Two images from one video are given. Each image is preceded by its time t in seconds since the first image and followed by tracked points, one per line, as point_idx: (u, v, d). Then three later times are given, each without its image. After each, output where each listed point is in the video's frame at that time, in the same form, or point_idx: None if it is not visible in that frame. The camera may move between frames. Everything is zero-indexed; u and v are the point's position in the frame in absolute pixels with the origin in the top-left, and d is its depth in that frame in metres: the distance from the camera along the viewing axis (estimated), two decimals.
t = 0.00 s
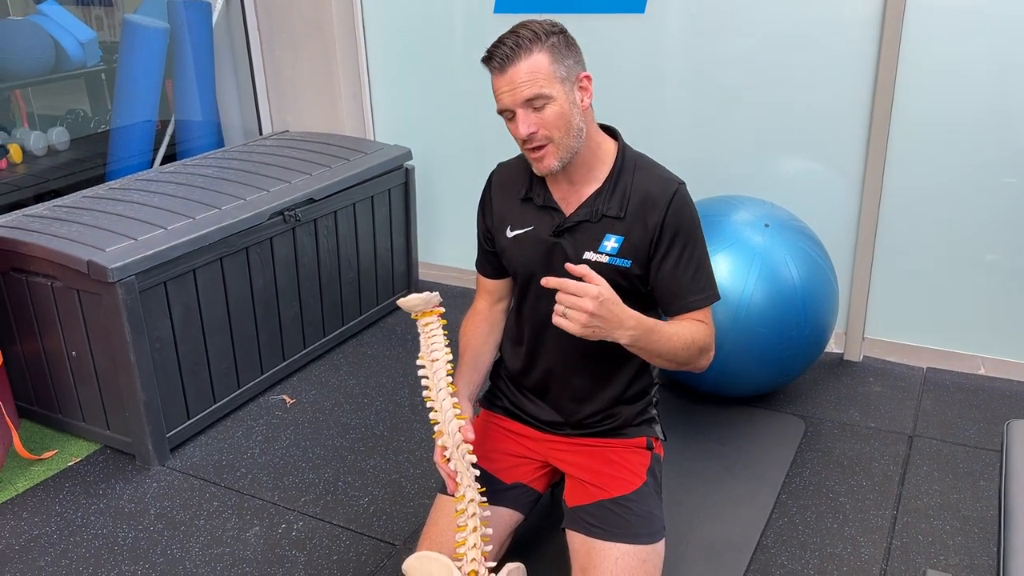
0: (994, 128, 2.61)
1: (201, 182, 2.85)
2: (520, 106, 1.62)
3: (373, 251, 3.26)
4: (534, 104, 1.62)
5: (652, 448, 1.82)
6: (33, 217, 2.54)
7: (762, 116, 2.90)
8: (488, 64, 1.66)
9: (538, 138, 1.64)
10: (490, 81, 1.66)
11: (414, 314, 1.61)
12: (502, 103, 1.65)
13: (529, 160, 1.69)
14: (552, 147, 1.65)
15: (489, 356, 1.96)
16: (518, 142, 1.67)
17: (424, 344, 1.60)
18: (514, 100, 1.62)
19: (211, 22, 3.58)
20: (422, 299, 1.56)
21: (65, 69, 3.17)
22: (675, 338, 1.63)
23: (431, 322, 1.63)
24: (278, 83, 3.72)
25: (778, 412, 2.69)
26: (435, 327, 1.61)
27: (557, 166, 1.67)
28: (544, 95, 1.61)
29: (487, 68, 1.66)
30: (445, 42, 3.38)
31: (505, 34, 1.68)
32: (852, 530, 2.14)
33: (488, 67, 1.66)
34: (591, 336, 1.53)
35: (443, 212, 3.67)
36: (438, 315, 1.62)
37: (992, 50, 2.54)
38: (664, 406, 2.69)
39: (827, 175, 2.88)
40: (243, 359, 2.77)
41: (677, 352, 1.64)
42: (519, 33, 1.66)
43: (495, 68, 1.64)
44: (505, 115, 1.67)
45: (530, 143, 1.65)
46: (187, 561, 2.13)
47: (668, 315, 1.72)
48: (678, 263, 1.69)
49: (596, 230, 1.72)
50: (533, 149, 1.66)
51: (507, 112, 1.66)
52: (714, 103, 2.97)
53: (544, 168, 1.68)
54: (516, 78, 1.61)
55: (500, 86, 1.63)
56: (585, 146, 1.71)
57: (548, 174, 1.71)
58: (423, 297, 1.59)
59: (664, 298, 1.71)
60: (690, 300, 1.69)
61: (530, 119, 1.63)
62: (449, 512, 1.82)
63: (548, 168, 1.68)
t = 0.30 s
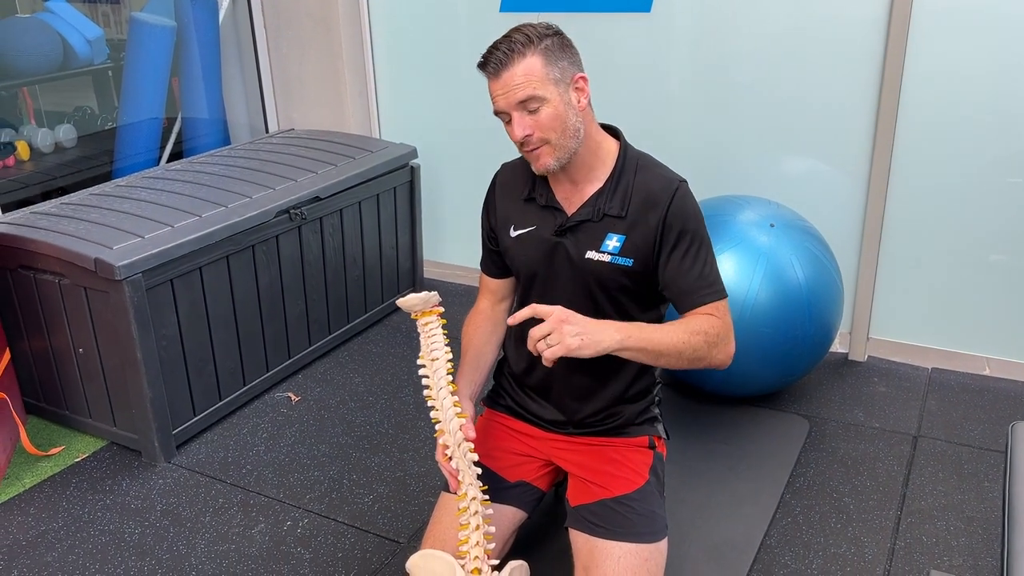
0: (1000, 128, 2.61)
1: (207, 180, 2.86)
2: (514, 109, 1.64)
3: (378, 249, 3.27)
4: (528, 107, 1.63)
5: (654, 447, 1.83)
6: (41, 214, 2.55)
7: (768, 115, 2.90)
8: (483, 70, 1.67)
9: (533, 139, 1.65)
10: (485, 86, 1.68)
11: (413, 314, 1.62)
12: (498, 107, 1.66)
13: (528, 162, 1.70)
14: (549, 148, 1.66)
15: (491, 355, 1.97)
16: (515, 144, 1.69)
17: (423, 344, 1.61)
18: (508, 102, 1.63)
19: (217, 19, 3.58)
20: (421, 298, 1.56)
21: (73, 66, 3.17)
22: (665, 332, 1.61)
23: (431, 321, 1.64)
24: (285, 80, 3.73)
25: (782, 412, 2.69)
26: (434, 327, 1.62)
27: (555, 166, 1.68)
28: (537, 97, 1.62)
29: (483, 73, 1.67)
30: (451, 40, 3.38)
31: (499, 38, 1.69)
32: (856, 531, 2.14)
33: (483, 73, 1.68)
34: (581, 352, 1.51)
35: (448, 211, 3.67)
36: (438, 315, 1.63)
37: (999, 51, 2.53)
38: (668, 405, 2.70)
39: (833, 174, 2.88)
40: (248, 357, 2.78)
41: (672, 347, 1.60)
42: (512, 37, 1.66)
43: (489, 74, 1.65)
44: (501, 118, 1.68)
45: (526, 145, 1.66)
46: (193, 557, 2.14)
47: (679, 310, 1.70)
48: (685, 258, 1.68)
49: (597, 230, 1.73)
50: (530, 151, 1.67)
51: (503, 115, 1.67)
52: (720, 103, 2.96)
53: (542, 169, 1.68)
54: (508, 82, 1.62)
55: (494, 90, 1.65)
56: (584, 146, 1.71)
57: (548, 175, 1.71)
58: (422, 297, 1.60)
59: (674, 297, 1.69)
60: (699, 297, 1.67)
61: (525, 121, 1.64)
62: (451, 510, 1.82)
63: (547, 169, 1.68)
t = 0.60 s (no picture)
0: (1002, 128, 2.60)
1: (207, 177, 2.86)
2: (519, 99, 1.63)
3: (378, 247, 3.26)
4: (533, 97, 1.63)
5: (653, 446, 1.83)
6: (40, 210, 2.55)
7: (769, 114, 2.90)
8: (488, 60, 1.67)
9: (537, 130, 1.64)
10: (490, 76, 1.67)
11: (413, 311, 1.62)
12: (502, 98, 1.66)
13: (529, 154, 1.69)
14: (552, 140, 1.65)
15: (490, 354, 1.96)
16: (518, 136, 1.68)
17: (423, 342, 1.61)
18: (513, 93, 1.63)
19: (218, 16, 3.58)
20: (421, 295, 1.56)
21: (74, 62, 3.17)
22: (663, 334, 1.60)
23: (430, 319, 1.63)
24: (285, 77, 3.73)
25: (781, 411, 2.69)
26: (434, 325, 1.62)
27: (560, 160, 1.67)
28: (543, 87, 1.62)
29: (487, 64, 1.67)
30: (452, 38, 3.38)
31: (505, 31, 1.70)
32: (854, 530, 2.14)
33: (488, 63, 1.67)
34: (574, 336, 1.53)
35: (448, 208, 3.67)
36: (438, 312, 1.63)
37: (1001, 51, 2.53)
38: (668, 404, 2.70)
39: (833, 174, 2.87)
40: (248, 354, 2.77)
41: (666, 352, 1.62)
42: (518, 29, 1.67)
43: (495, 63, 1.65)
44: (505, 109, 1.68)
45: (529, 135, 1.65)
46: (191, 554, 2.14)
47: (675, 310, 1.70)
48: (683, 257, 1.68)
49: (596, 228, 1.73)
50: (533, 142, 1.66)
51: (506, 106, 1.66)
52: (721, 102, 2.96)
53: (547, 163, 1.68)
54: (515, 71, 1.62)
55: (499, 80, 1.64)
56: (586, 143, 1.71)
57: (550, 169, 1.71)
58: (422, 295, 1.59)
59: (670, 296, 1.70)
60: (696, 296, 1.67)
61: (530, 112, 1.63)
62: (450, 507, 1.82)
63: (551, 163, 1.67)
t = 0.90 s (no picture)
0: (1000, 130, 2.60)
1: (205, 176, 2.85)
2: (526, 101, 1.63)
3: (376, 246, 3.26)
4: (540, 99, 1.62)
5: (651, 447, 1.83)
6: (37, 208, 2.55)
7: (767, 116, 2.90)
8: (494, 59, 1.66)
9: (542, 133, 1.63)
10: (497, 76, 1.66)
11: (413, 312, 1.62)
12: (508, 99, 1.65)
13: (532, 156, 1.68)
14: (556, 143, 1.65)
15: (488, 353, 1.96)
16: (522, 137, 1.67)
17: (423, 342, 1.61)
18: (521, 95, 1.62)
19: (217, 15, 3.57)
20: (421, 295, 1.56)
21: (72, 60, 3.18)
22: (658, 343, 1.62)
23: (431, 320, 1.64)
24: (283, 76, 3.73)
25: (778, 412, 2.69)
26: (434, 325, 1.62)
27: (562, 161, 1.67)
28: (550, 91, 1.62)
29: (494, 63, 1.66)
30: (451, 37, 3.38)
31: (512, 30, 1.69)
32: (851, 532, 2.14)
33: (496, 62, 1.66)
34: (575, 339, 1.53)
35: (446, 208, 3.67)
36: (438, 313, 1.63)
37: (999, 53, 2.53)
38: (665, 405, 2.70)
39: (831, 175, 2.88)
40: (245, 353, 2.77)
41: (658, 360, 1.65)
42: (526, 29, 1.66)
43: (503, 64, 1.64)
44: (510, 110, 1.67)
45: (534, 138, 1.64)
46: (187, 553, 2.14)
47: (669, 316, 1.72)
48: (681, 262, 1.69)
49: (596, 229, 1.72)
50: (537, 144, 1.66)
51: (512, 107, 1.66)
52: (719, 103, 2.96)
53: (548, 163, 1.67)
54: (523, 73, 1.61)
55: (507, 81, 1.64)
56: (588, 145, 1.71)
57: (551, 170, 1.70)
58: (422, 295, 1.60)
59: (667, 299, 1.70)
60: (691, 301, 1.68)
61: (536, 114, 1.63)
62: (448, 508, 1.82)
63: (552, 163, 1.67)
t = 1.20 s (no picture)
0: (994, 134, 2.61)
1: (201, 176, 2.85)
2: (525, 110, 1.63)
3: (372, 247, 3.26)
4: (539, 108, 1.63)
5: (647, 449, 1.83)
6: (33, 207, 2.54)
7: (763, 119, 2.91)
8: (495, 65, 1.66)
9: (541, 141, 1.64)
10: (497, 82, 1.66)
11: (412, 312, 1.61)
12: (507, 105, 1.65)
13: (530, 162, 1.69)
14: (554, 151, 1.65)
15: (486, 354, 1.97)
16: (520, 144, 1.67)
17: (422, 343, 1.61)
18: (520, 103, 1.62)
19: (214, 15, 3.57)
20: (421, 297, 1.56)
21: (68, 59, 3.17)
22: (654, 354, 1.63)
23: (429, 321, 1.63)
24: (280, 76, 3.72)
25: (773, 415, 2.70)
26: (433, 326, 1.62)
27: (559, 167, 1.67)
28: (550, 99, 1.61)
29: (494, 69, 1.66)
30: (448, 38, 3.38)
31: (513, 36, 1.68)
32: (845, 534, 2.15)
33: (495, 69, 1.66)
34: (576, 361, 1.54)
35: (443, 209, 3.67)
36: (437, 314, 1.63)
37: (993, 57, 2.54)
38: (660, 407, 2.70)
39: (827, 178, 2.89)
40: (240, 353, 2.77)
41: (654, 369, 1.66)
42: (527, 36, 1.66)
43: (503, 70, 1.64)
44: (509, 116, 1.67)
45: (532, 146, 1.65)
46: (182, 554, 2.13)
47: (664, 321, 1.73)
48: (679, 268, 1.69)
49: (595, 234, 1.73)
50: (535, 152, 1.66)
51: (511, 114, 1.66)
52: (715, 105, 2.97)
53: (545, 170, 1.68)
54: (523, 81, 1.61)
55: (506, 88, 1.64)
56: (588, 150, 1.71)
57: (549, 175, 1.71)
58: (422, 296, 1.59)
59: (664, 304, 1.71)
60: (687, 307, 1.69)
61: (535, 122, 1.63)
62: (444, 510, 1.82)
63: (549, 169, 1.67)
